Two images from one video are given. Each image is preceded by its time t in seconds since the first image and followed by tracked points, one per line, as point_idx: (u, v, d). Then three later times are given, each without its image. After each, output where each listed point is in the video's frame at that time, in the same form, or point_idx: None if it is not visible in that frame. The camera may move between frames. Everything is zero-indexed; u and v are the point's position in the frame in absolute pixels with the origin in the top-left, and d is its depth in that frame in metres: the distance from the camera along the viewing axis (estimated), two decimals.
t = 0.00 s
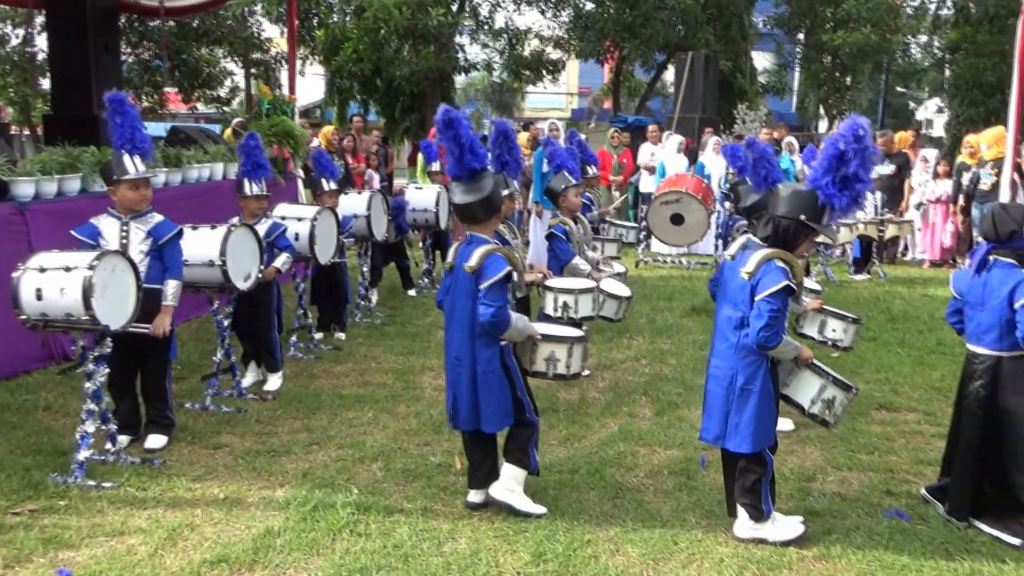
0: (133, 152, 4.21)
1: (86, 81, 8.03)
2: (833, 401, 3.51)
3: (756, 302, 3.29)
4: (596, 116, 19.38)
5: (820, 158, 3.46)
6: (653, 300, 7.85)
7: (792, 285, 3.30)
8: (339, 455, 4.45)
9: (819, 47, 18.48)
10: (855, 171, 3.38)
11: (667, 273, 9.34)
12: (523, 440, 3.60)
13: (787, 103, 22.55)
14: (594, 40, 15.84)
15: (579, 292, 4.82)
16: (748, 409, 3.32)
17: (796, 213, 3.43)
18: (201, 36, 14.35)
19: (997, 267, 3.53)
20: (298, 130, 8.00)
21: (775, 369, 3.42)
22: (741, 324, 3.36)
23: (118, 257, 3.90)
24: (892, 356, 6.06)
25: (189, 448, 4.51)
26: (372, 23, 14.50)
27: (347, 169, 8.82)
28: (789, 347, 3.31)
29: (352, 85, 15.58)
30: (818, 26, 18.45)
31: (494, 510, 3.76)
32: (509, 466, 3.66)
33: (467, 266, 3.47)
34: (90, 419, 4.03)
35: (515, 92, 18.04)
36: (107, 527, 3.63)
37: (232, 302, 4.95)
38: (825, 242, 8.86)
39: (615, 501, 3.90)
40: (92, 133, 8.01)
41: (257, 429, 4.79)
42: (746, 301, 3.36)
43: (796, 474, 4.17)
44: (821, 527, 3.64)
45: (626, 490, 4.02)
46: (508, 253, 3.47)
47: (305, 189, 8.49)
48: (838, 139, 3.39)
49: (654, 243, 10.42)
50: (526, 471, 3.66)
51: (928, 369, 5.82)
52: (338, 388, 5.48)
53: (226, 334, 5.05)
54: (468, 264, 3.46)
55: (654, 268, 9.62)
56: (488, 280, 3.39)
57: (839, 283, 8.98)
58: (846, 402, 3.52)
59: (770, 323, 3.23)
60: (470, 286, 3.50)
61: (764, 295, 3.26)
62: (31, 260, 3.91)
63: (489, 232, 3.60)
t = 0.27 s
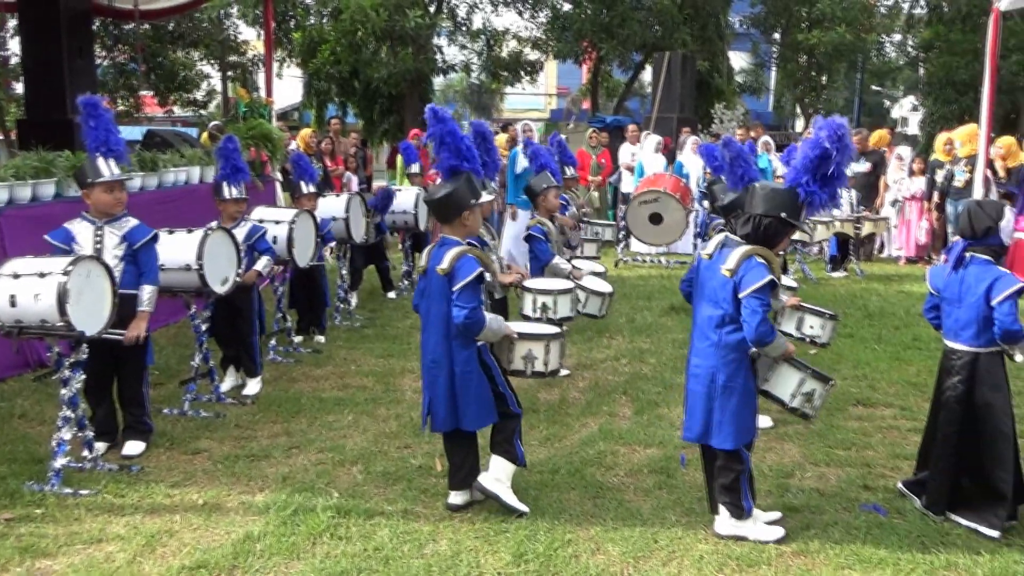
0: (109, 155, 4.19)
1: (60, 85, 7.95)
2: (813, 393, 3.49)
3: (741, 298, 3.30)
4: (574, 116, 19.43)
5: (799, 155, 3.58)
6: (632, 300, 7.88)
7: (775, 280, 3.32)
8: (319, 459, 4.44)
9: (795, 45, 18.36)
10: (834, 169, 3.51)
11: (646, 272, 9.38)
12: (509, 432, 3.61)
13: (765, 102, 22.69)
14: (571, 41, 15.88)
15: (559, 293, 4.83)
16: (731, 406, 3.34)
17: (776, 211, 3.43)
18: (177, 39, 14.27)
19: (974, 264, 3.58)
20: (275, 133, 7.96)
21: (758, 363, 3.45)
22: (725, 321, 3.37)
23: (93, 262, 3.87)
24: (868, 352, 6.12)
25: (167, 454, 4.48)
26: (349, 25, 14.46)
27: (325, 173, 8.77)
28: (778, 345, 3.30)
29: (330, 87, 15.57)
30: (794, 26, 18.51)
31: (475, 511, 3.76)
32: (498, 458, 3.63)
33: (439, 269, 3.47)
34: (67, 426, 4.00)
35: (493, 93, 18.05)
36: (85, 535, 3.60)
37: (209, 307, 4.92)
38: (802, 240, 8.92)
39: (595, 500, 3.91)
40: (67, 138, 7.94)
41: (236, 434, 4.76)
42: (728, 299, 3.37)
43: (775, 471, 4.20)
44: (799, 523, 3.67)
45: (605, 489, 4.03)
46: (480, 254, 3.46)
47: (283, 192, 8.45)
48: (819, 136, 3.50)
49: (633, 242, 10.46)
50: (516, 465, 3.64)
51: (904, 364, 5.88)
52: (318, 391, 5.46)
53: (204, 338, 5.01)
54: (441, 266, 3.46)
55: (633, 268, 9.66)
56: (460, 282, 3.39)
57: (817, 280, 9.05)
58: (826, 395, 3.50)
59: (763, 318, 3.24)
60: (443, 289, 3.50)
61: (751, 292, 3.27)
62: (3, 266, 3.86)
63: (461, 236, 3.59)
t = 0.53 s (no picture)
0: (85, 159, 4.16)
1: (35, 88, 7.88)
2: (781, 407, 3.50)
3: (721, 297, 3.32)
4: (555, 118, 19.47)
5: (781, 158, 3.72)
6: (614, 301, 7.91)
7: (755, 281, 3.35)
8: (301, 463, 4.42)
9: (773, 49, 18.71)
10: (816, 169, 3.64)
11: (628, 273, 9.41)
12: (497, 429, 3.63)
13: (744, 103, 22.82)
14: (552, 43, 15.90)
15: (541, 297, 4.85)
16: (702, 406, 3.36)
17: (761, 213, 3.43)
18: (154, 42, 14.16)
19: (952, 264, 3.61)
20: (255, 137, 7.92)
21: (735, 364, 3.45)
22: (704, 321, 3.38)
23: (70, 267, 3.84)
24: (848, 351, 6.17)
25: (147, 460, 4.45)
26: (329, 27, 14.42)
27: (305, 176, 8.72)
28: (748, 346, 3.30)
29: (311, 90, 15.60)
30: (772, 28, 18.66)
31: (457, 515, 3.76)
32: (489, 459, 3.63)
33: (419, 272, 3.48)
34: (45, 433, 3.96)
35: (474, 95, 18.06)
36: (63, 543, 3.57)
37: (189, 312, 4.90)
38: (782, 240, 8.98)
39: (577, 502, 3.92)
40: (43, 142, 7.87)
41: (217, 439, 4.74)
42: (709, 298, 3.39)
43: (755, 470, 4.22)
44: (779, 522, 3.69)
45: (587, 491, 4.04)
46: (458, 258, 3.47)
47: (263, 196, 8.40)
48: (798, 137, 3.67)
49: (614, 244, 10.49)
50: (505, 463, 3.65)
51: (883, 363, 5.93)
52: (299, 396, 5.44)
53: (183, 343, 4.98)
54: (419, 269, 3.47)
55: (614, 269, 9.69)
56: (438, 284, 3.41)
57: (796, 281, 9.11)
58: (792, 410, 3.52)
59: (738, 317, 3.25)
60: (422, 291, 3.50)
61: (730, 291, 3.30)
62: None
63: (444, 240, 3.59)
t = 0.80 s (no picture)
0: (57, 168, 4.12)
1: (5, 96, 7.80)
2: (760, 408, 3.52)
3: (699, 300, 3.34)
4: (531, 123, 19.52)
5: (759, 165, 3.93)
6: (592, 305, 7.93)
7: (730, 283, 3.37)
8: (278, 472, 4.39)
9: (747, 52, 18.89)
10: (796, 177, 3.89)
11: (605, 277, 9.44)
12: (474, 436, 3.62)
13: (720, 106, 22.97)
14: (527, 49, 15.75)
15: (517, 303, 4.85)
16: (682, 410, 3.37)
17: (736, 217, 3.47)
18: (126, 48, 14.04)
19: (925, 265, 3.65)
20: (229, 143, 7.84)
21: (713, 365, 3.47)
22: (682, 325, 3.40)
23: (41, 277, 3.78)
24: (823, 352, 6.22)
25: (122, 471, 4.41)
26: (304, 33, 14.39)
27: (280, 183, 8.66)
28: (727, 347, 3.30)
29: (286, 95, 15.53)
30: (745, 31, 18.77)
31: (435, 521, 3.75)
32: (466, 465, 3.62)
33: (395, 276, 3.48)
34: (16, 445, 3.91)
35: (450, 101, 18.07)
36: (36, 556, 3.52)
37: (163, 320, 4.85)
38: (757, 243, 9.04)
39: (555, 506, 3.92)
40: (14, 149, 7.79)
41: (193, 449, 4.70)
42: (686, 302, 3.40)
43: (733, 472, 4.24)
44: (757, 523, 3.71)
45: (565, 495, 4.04)
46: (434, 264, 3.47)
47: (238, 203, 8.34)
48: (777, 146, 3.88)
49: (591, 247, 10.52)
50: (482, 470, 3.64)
51: (858, 363, 5.99)
52: (276, 404, 5.41)
53: (158, 353, 4.94)
54: (395, 273, 3.47)
55: (592, 273, 9.72)
56: (412, 290, 3.40)
57: (772, 282, 9.17)
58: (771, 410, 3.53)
59: (716, 318, 3.27)
60: (398, 296, 3.48)
61: (707, 293, 3.31)
62: None
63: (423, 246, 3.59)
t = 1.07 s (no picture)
0: (30, 177, 4.09)
1: None
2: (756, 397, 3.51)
3: (670, 303, 3.35)
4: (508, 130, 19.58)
5: (724, 162, 3.50)
6: (569, 310, 7.94)
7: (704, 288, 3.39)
8: (256, 482, 4.36)
9: (721, 58, 19.02)
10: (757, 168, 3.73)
11: (583, 282, 9.47)
12: (428, 466, 3.58)
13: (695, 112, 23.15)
14: (503, 55, 15.96)
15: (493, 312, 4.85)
16: (671, 413, 3.38)
17: (701, 218, 3.46)
18: (99, 57, 13.94)
19: (897, 268, 3.69)
20: (204, 152, 7.75)
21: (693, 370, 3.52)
22: (658, 331, 3.41)
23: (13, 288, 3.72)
24: (798, 355, 6.27)
25: (97, 484, 4.35)
26: (279, 41, 14.37)
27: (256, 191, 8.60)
28: (708, 345, 3.36)
29: (261, 103, 15.38)
30: (720, 37, 19.01)
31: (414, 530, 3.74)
32: (408, 492, 3.61)
33: (371, 288, 3.47)
34: None
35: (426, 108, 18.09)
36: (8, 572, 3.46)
37: (138, 331, 4.79)
38: (733, 247, 9.11)
39: (535, 512, 3.92)
40: None
41: (169, 460, 4.66)
42: (659, 307, 3.42)
43: (711, 475, 4.27)
44: (735, 526, 3.73)
45: (545, 501, 4.05)
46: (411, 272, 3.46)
47: (213, 212, 8.28)
48: (745, 148, 3.43)
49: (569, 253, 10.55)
50: (426, 497, 3.64)
51: (833, 366, 6.04)
52: (253, 413, 5.37)
53: (133, 363, 4.89)
54: (373, 284, 3.45)
55: (570, 279, 9.76)
56: (390, 300, 3.39)
57: (748, 286, 9.24)
58: (766, 397, 3.51)
59: (689, 320, 3.29)
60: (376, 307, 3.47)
61: (678, 296, 3.33)
62: None
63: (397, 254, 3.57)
